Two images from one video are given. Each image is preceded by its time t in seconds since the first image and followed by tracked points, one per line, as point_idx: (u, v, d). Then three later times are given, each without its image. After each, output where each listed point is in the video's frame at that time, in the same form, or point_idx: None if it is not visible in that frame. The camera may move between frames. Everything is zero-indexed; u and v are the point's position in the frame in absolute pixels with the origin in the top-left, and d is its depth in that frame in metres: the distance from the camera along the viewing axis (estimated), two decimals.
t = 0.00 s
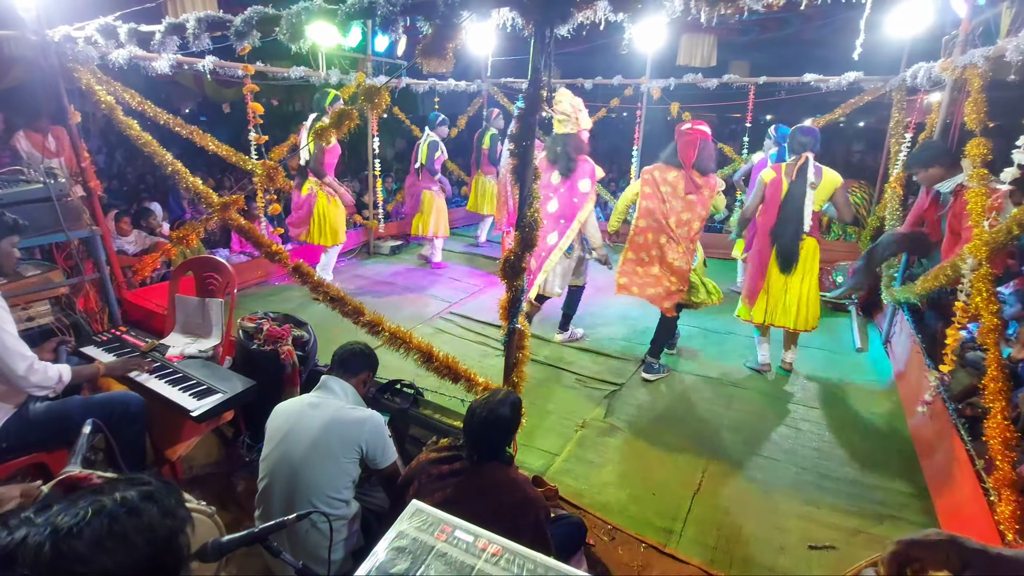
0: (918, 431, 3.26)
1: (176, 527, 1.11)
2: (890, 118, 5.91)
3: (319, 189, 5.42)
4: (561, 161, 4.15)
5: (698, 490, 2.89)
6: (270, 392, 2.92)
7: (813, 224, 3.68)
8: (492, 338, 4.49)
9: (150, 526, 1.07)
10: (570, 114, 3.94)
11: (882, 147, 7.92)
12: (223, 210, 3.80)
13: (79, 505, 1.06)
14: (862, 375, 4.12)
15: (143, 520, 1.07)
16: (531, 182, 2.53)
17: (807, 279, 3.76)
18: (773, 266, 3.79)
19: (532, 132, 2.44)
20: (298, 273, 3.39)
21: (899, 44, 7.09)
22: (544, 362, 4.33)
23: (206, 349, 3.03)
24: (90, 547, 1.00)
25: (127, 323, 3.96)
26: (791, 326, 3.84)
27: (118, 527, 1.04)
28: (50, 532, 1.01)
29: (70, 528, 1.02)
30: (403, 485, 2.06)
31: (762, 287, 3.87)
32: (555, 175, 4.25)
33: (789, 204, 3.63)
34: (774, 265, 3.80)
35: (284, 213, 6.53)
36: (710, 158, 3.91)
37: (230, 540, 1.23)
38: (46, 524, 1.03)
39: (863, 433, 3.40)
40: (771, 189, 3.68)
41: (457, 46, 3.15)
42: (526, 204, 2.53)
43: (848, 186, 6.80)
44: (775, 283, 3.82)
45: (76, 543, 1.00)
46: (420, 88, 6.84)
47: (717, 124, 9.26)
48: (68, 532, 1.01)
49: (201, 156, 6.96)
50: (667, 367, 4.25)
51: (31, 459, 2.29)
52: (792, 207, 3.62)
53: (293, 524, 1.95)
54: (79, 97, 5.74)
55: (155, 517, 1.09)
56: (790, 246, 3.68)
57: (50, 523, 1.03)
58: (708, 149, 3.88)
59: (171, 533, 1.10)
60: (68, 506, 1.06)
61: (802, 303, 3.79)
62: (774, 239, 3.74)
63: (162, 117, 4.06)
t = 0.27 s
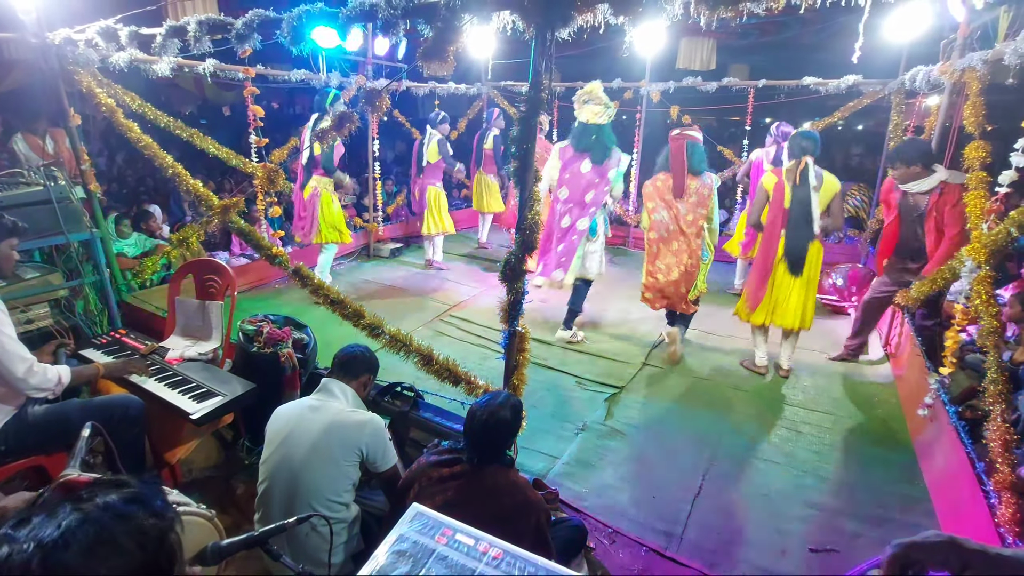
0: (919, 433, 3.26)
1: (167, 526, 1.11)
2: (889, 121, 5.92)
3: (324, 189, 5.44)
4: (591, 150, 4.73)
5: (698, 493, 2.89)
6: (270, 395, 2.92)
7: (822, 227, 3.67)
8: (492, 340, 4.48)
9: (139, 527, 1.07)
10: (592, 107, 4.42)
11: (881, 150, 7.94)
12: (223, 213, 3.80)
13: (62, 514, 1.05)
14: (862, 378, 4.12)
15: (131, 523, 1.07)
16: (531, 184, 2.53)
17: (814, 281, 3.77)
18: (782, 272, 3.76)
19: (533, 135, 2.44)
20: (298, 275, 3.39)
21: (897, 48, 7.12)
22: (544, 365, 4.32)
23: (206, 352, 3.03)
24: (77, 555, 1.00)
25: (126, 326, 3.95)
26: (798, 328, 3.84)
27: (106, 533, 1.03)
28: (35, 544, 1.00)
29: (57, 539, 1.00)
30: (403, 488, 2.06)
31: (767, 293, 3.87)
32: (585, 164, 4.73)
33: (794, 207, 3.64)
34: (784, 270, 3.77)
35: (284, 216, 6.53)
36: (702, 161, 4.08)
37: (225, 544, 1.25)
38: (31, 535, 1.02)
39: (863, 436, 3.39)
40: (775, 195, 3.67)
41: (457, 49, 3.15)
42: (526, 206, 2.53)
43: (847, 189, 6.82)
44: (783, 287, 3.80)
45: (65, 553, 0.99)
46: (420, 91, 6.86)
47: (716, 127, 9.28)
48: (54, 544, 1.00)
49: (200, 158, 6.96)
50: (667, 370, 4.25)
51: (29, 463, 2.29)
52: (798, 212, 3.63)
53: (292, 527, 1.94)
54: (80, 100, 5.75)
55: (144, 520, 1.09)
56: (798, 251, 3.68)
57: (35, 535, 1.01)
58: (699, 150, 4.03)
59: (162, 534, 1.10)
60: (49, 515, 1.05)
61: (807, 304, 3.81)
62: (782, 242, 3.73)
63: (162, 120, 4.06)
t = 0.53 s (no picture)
0: (917, 436, 3.27)
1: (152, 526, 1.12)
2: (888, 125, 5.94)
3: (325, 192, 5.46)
4: (610, 162, 4.77)
5: (697, 496, 2.88)
6: (268, 397, 2.92)
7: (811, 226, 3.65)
8: (491, 343, 4.48)
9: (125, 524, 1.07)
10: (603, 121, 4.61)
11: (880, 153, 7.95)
12: (223, 215, 3.81)
13: (39, 515, 1.02)
14: (861, 381, 4.12)
15: (116, 517, 1.07)
16: (530, 187, 2.54)
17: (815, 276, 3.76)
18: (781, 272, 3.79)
19: (532, 137, 2.45)
20: (297, 277, 3.39)
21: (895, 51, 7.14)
22: (544, 367, 4.32)
23: (205, 354, 3.03)
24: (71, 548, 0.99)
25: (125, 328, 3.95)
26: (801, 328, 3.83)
27: (98, 531, 1.03)
28: (21, 542, 0.97)
29: (43, 537, 0.99)
30: (401, 491, 2.05)
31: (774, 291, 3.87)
32: (602, 174, 4.81)
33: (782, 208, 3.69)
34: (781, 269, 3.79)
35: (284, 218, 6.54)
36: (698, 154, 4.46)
37: (222, 545, 1.26)
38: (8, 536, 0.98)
39: (862, 439, 3.39)
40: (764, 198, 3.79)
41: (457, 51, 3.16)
42: (525, 209, 2.54)
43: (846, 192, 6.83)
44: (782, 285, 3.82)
45: (59, 547, 0.99)
46: (420, 94, 6.87)
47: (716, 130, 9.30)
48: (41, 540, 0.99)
49: (200, 160, 6.97)
50: (666, 373, 4.25)
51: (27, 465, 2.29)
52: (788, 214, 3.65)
53: (290, 529, 1.94)
54: (81, 102, 5.76)
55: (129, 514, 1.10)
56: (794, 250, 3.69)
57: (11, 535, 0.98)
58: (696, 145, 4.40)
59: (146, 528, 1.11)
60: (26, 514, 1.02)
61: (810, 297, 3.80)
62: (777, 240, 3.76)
63: (162, 122, 4.06)
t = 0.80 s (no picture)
0: (913, 439, 3.27)
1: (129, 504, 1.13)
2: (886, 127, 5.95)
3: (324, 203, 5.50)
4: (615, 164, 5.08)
5: (694, 498, 2.88)
6: (266, 398, 2.92)
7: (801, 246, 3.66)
8: (489, 344, 4.49)
9: (120, 503, 1.07)
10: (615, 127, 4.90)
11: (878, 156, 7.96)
12: (221, 216, 3.82)
13: (29, 497, 0.98)
14: (858, 383, 4.12)
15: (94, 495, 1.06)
16: (527, 190, 2.55)
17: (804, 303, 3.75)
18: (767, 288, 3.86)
19: (528, 140, 2.46)
20: (295, 279, 3.40)
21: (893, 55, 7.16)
22: (542, 369, 4.33)
23: (202, 355, 3.03)
24: (83, 526, 0.98)
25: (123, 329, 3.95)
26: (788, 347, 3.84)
27: (102, 511, 1.02)
28: (27, 526, 0.94)
29: (49, 518, 0.96)
30: (397, 492, 2.06)
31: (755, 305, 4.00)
32: (608, 175, 5.10)
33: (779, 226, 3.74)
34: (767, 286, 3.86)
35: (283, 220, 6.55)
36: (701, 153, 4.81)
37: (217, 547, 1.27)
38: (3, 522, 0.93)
39: (859, 441, 3.39)
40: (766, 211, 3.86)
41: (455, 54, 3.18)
42: (522, 211, 2.55)
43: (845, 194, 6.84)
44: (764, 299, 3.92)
45: (69, 524, 0.98)
46: (419, 96, 6.89)
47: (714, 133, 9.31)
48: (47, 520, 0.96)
49: (200, 162, 6.98)
50: (664, 375, 4.25)
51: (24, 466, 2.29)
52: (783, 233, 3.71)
53: (286, 530, 1.94)
54: (80, 104, 5.77)
55: (117, 497, 1.10)
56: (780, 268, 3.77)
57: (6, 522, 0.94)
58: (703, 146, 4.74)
59: (130, 512, 1.12)
60: (16, 498, 0.97)
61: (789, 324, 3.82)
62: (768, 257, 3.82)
63: (162, 123, 4.07)
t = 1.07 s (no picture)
0: (912, 440, 3.27)
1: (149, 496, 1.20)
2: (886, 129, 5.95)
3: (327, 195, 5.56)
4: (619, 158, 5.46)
5: (692, 499, 2.89)
6: (265, 398, 2.93)
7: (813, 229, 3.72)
8: (489, 345, 4.50)
9: (139, 494, 1.15)
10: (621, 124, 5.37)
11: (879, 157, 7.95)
12: (222, 216, 3.83)
13: (57, 489, 1.06)
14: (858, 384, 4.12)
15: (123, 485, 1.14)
16: (526, 190, 2.56)
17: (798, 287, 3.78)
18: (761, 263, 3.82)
19: (527, 141, 2.47)
20: (295, 279, 3.41)
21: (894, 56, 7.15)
22: (541, 369, 4.33)
23: (202, 355, 3.04)
24: (106, 510, 1.05)
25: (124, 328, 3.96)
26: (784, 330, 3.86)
27: (120, 498, 1.09)
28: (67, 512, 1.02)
29: (77, 504, 1.04)
30: (395, 492, 2.06)
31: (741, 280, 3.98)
32: (613, 168, 5.50)
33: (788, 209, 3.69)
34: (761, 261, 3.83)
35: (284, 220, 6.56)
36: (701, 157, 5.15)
37: (216, 544, 1.26)
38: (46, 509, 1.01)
39: (858, 442, 3.39)
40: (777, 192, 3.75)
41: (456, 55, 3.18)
42: (521, 212, 2.56)
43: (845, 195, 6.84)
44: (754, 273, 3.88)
45: (101, 511, 1.05)
46: (420, 97, 6.90)
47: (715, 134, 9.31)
48: (75, 504, 1.04)
49: (201, 162, 6.99)
50: (663, 376, 4.25)
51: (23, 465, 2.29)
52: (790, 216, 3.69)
53: (284, 529, 1.95)
54: (82, 104, 5.79)
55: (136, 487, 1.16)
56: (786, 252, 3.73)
57: (38, 509, 1.01)
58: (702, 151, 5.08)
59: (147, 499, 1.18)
60: (45, 488, 1.05)
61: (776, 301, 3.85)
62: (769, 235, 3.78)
63: (163, 124, 4.08)
